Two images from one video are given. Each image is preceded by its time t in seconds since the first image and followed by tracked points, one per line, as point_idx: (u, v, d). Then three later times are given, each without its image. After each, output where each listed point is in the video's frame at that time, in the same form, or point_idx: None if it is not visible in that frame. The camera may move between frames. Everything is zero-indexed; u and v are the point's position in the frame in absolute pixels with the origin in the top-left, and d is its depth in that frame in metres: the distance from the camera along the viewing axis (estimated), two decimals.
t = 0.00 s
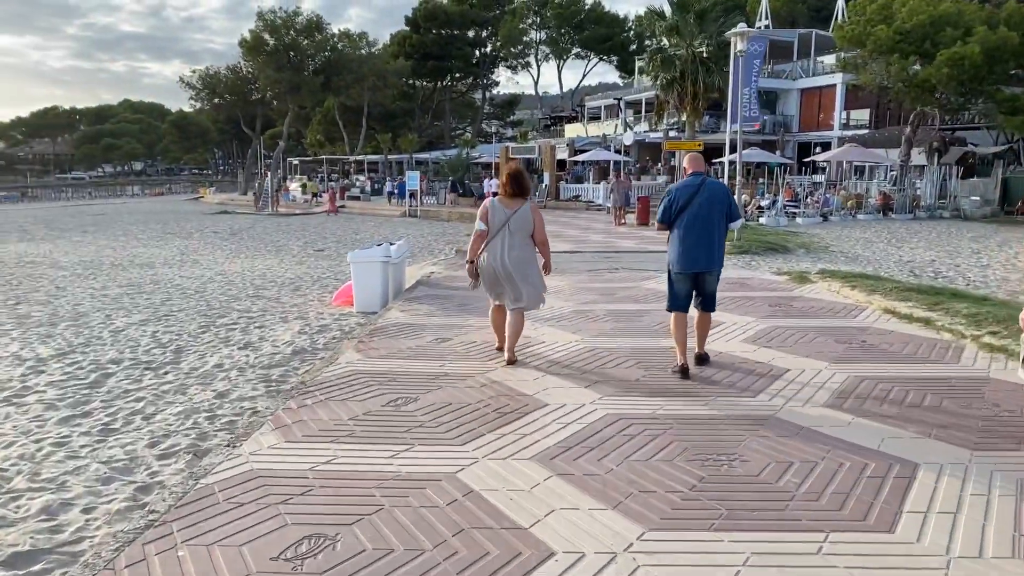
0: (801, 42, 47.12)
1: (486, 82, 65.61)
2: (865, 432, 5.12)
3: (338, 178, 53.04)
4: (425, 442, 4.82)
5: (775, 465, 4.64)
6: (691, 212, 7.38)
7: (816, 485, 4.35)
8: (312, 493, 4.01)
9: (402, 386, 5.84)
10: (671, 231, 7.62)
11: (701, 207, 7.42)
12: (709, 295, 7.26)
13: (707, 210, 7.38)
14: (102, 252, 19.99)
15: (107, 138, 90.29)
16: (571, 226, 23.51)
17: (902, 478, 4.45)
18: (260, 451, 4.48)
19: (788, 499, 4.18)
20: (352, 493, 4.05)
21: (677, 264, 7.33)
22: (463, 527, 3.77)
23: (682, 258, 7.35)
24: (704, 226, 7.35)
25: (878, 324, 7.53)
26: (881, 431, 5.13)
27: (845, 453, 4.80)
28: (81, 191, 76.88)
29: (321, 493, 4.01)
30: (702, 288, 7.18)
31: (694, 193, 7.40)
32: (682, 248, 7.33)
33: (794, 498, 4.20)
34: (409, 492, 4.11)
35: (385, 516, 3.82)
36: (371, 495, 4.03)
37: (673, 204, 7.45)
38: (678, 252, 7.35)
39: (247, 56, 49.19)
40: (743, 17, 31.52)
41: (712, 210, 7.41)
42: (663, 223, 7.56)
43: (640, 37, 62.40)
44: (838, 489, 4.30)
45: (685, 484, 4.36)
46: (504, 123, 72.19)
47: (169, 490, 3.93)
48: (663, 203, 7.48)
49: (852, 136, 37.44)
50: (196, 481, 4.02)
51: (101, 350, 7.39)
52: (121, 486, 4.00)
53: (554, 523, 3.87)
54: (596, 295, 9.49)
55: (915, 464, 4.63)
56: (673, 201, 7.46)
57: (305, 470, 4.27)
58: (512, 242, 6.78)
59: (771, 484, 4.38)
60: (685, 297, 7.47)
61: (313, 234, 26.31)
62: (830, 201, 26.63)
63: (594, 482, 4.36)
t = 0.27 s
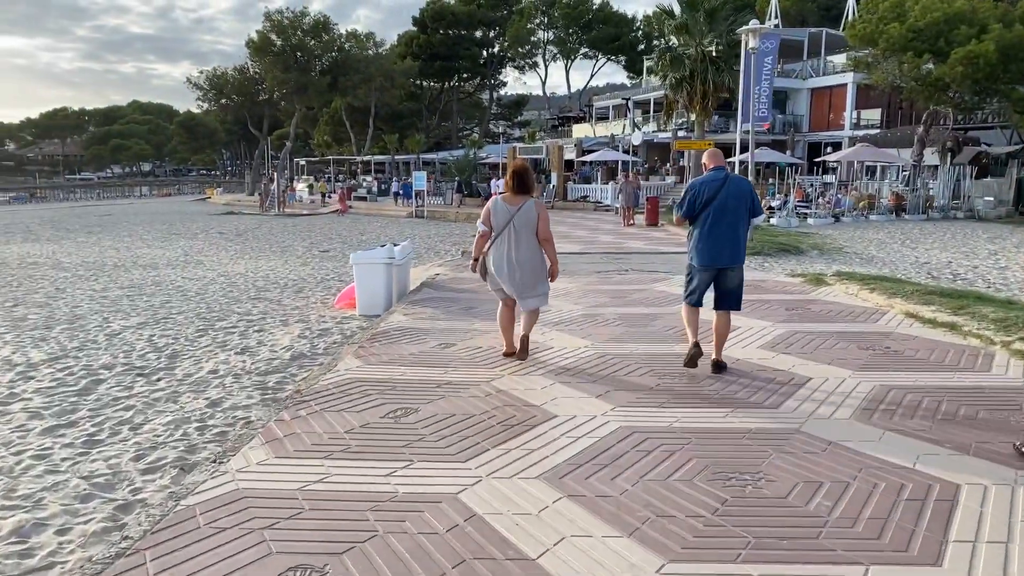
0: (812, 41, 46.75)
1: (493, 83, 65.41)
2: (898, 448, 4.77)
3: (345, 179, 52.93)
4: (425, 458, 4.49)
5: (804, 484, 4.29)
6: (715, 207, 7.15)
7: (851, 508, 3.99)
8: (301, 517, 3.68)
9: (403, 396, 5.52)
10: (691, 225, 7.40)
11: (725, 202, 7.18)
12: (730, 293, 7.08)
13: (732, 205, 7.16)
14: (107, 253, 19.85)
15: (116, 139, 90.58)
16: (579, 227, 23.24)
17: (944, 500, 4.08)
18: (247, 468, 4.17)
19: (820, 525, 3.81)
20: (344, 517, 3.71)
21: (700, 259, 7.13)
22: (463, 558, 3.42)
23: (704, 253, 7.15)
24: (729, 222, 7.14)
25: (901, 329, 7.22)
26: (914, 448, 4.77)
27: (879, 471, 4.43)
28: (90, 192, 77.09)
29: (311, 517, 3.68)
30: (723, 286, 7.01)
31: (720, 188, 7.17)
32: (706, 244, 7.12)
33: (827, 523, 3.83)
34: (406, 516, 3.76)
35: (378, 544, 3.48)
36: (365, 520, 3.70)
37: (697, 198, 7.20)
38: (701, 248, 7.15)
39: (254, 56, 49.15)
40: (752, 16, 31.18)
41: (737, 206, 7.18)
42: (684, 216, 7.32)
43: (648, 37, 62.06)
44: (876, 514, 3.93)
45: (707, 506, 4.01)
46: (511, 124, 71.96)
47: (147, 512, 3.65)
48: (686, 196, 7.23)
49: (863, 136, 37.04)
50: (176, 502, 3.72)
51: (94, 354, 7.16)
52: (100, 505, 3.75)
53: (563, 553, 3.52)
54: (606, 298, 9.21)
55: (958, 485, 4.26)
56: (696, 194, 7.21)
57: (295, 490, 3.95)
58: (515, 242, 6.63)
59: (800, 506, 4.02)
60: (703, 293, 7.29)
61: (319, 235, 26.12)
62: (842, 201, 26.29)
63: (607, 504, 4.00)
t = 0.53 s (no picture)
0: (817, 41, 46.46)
1: (497, 82, 65.16)
2: (926, 479, 4.42)
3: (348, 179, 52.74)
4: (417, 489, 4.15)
5: (829, 520, 3.94)
6: (725, 215, 6.92)
7: (881, 550, 3.64)
8: (278, 560, 3.35)
9: (397, 417, 5.20)
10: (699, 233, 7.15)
11: (734, 210, 6.95)
12: (740, 303, 6.85)
13: (741, 214, 6.94)
14: (105, 256, 19.64)
15: (119, 139, 90.56)
16: (582, 228, 23.00)
17: (983, 541, 3.72)
18: (224, 501, 3.86)
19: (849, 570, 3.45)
20: (326, 560, 3.38)
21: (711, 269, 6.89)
22: None
23: (714, 263, 6.91)
24: (738, 231, 6.91)
25: (919, 340, 6.95)
26: (944, 477, 4.43)
27: (909, 506, 4.08)
28: (93, 192, 77.04)
29: (289, 561, 3.35)
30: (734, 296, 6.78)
31: (729, 196, 6.93)
32: (716, 253, 6.88)
33: (856, 568, 3.48)
34: (393, 561, 3.41)
35: None
36: (348, 564, 3.35)
37: (705, 207, 6.96)
38: (711, 258, 6.91)
39: (256, 56, 48.97)
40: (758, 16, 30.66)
41: (746, 214, 6.95)
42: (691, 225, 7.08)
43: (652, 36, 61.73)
44: (909, 558, 3.58)
45: (724, 546, 3.66)
46: (514, 124, 71.69)
47: (115, 551, 3.37)
48: (694, 204, 6.98)
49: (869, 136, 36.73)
50: (144, 542, 3.42)
51: (80, 365, 6.91)
52: (70, 538, 3.51)
53: None
54: (611, 306, 8.94)
55: (995, 523, 3.91)
56: (705, 202, 6.97)
57: (274, 527, 3.62)
58: (515, 250, 6.40)
59: (826, 547, 3.67)
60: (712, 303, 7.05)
61: (320, 236, 25.90)
62: (849, 203, 25.99)
63: (614, 545, 3.65)
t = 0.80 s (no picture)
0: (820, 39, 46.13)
1: (498, 82, 64.86)
2: (958, 502, 4.06)
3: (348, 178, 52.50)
4: (407, 515, 3.81)
5: (854, 551, 3.59)
6: (722, 216, 6.73)
7: None
8: None
9: (390, 433, 4.87)
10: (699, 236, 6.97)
11: (732, 211, 6.75)
12: (744, 305, 6.64)
13: (740, 214, 6.73)
14: (101, 256, 19.41)
15: (121, 139, 90.46)
16: (583, 228, 22.74)
17: None
18: (197, 528, 3.55)
19: None
20: None
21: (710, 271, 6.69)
22: None
23: (714, 264, 6.71)
24: (737, 231, 6.70)
25: (935, 347, 6.68)
26: (976, 499, 4.09)
27: (941, 534, 3.73)
28: (93, 191, 76.89)
29: None
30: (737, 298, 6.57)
31: (726, 196, 6.75)
32: (715, 255, 6.68)
33: None
34: None
35: None
36: None
37: (702, 209, 6.78)
38: (710, 260, 6.71)
39: (257, 55, 48.72)
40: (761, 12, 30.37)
41: (745, 214, 6.74)
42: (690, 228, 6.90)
43: (655, 35, 61.36)
44: None
45: None
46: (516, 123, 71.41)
47: None
48: (690, 207, 6.81)
49: (873, 135, 36.41)
50: None
51: (63, 372, 6.66)
52: (31, 569, 3.26)
53: None
54: (615, 310, 8.67)
55: None
56: (701, 205, 6.79)
57: (246, 561, 3.29)
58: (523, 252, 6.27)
59: None
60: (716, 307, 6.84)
61: (320, 236, 25.66)
62: (853, 203, 25.70)
63: None
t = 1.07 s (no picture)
0: (823, 36, 45.81)
1: (499, 78, 64.54)
2: (989, 530, 3.76)
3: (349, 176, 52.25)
4: (392, 545, 3.50)
5: None
6: (729, 215, 6.47)
7: None
8: None
9: (380, 450, 4.56)
10: (704, 234, 6.71)
11: (740, 211, 6.48)
12: (750, 306, 6.40)
13: (747, 214, 6.48)
14: (96, 255, 19.15)
15: (121, 136, 90.16)
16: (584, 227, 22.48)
17: None
18: (165, 560, 3.26)
19: None
20: None
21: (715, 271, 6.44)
22: None
23: (718, 264, 6.45)
24: (744, 230, 6.45)
25: (950, 353, 6.43)
26: (1010, 528, 3.77)
27: (974, 568, 3.41)
28: (93, 188, 76.61)
29: None
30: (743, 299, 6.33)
31: (733, 194, 6.50)
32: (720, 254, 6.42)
33: None
34: None
35: None
36: None
37: (708, 207, 6.53)
38: (714, 259, 6.45)
39: (256, 52, 48.44)
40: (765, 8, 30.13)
41: (752, 213, 6.49)
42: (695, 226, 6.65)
43: (657, 31, 60.96)
44: None
45: None
46: (517, 120, 71.12)
47: None
48: (696, 205, 6.56)
49: (877, 132, 36.14)
50: None
51: (44, 379, 6.41)
52: None
53: None
54: (617, 313, 8.41)
55: None
56: (707, 202, 6.54)
57: None
58: (537, 249, 6.10)
59: None
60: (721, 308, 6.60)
61: (318, 234, 25.39)
62: (858, 200, 25.42)
63: None
